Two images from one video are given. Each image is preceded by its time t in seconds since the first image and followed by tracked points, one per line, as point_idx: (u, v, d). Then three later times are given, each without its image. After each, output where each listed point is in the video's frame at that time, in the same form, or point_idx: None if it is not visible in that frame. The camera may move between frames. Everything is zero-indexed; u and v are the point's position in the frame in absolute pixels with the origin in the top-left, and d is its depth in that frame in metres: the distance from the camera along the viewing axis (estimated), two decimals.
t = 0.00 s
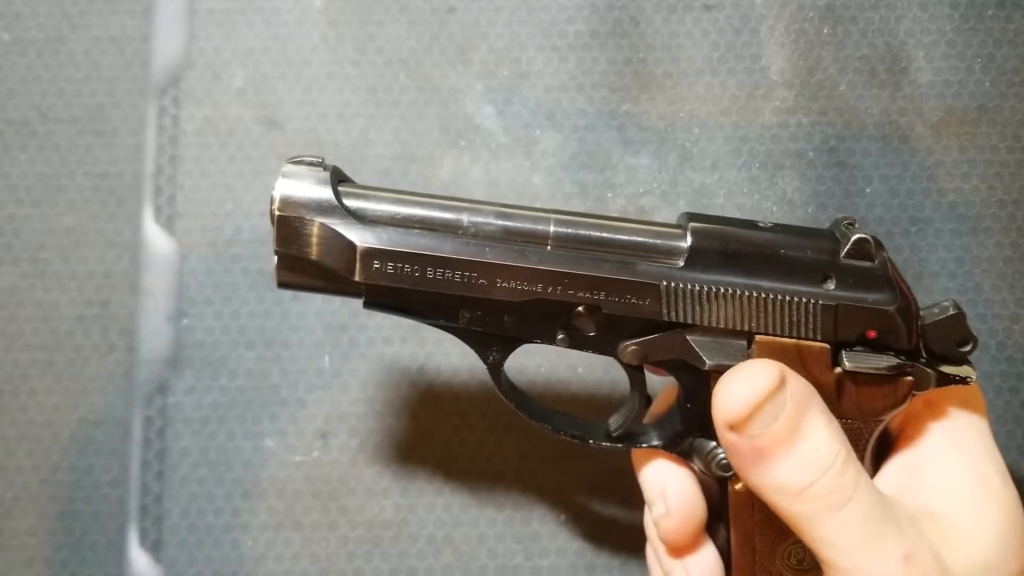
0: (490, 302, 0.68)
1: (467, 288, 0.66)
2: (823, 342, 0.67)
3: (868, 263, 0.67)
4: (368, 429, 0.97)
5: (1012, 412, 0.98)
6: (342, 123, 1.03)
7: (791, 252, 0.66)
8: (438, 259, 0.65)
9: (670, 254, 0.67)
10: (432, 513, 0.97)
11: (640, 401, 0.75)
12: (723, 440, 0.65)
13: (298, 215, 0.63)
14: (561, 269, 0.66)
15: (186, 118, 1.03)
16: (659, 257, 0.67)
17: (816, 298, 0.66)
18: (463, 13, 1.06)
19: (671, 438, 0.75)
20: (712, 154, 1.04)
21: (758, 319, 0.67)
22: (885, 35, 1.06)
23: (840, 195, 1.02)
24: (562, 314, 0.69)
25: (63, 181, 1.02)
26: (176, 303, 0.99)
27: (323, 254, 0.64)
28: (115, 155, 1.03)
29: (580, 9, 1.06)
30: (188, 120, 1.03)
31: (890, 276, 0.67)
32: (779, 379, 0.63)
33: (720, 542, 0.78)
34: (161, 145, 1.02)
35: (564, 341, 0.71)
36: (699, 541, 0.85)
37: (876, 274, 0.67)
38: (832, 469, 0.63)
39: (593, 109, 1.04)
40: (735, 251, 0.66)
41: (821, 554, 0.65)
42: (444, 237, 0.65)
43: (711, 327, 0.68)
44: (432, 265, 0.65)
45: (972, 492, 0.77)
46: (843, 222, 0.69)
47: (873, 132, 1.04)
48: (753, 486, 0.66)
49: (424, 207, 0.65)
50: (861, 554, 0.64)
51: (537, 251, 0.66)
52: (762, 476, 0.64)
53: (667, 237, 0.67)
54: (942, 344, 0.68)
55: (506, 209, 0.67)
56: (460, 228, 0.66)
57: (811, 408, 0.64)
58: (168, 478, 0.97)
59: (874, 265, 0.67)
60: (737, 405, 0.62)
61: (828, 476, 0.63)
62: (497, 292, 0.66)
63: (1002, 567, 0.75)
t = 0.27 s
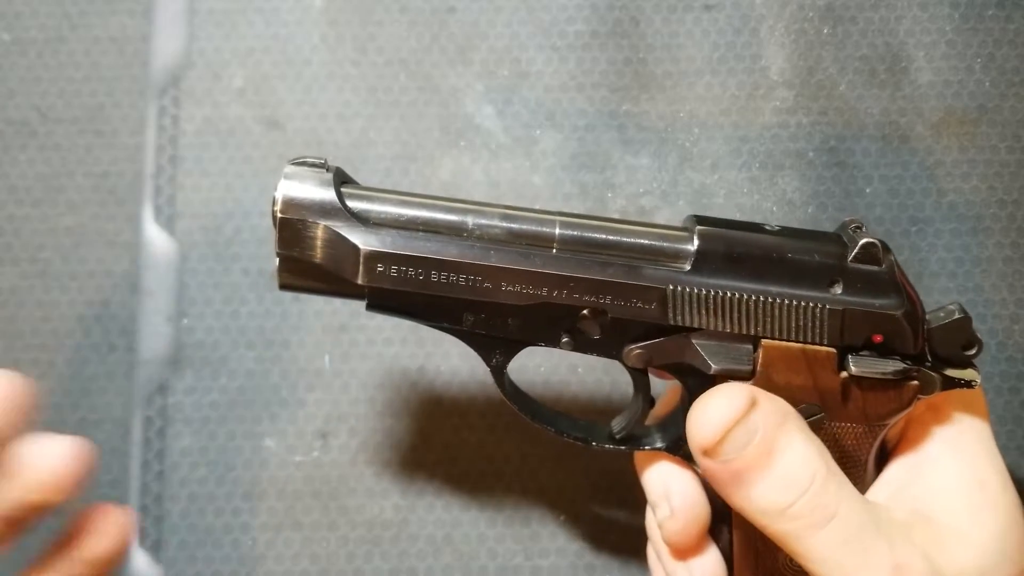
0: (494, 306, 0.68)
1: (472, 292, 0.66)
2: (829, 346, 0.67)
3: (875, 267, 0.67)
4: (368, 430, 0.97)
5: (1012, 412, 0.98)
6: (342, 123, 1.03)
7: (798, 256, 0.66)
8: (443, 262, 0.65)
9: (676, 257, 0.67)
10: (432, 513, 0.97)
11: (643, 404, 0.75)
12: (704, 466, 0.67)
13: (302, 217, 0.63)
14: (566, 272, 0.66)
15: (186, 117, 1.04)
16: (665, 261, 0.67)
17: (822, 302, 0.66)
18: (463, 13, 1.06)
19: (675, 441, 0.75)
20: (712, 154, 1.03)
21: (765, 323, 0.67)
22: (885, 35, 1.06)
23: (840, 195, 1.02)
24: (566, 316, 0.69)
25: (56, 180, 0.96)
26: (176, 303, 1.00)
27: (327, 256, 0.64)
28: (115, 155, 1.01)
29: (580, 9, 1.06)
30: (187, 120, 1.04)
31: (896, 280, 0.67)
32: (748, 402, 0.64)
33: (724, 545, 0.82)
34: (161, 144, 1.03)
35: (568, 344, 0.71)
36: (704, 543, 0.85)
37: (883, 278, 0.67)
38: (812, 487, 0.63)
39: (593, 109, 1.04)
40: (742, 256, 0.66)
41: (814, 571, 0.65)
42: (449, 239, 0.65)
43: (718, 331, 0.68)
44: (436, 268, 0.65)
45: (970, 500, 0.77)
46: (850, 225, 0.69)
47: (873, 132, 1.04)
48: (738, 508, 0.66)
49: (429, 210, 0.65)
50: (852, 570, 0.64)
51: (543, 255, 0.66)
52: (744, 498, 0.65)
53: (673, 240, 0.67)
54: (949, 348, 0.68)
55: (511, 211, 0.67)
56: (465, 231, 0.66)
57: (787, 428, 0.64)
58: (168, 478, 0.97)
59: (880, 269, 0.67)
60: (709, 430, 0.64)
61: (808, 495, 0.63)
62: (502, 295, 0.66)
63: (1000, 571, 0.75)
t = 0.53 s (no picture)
0: (492, 307, 0.68)
1: (470, 294, 0.66)
2: (827, 347, 0.67)
3: (872, 267, 0.67)
4: (368, 430, 0.97)
5: (1012, 413, 0.98)
6: (342, 123, 1.03)
7: (795, 256, 0.66)
8: (440, 265, 0.65)
9: (674, 258, 0.67)
10: (432, 513, 0.97)
11: (642, 406, 0.75)
12: (710, 465, 0.67)
13: (299, 222, 0.63)
14: (564, 274, 0.66)
15: (186, 117, 1.03)
16: (662, 262, 0.67)
17: (819, 302, 0.66)
18: (463, 13, 1.06)
19: (674, 442, 0.75)
20: (712, 154, 1.03)
21: (762, 324, 0.67)
22: (885, 35, 1.06)
23: (840, 195, 1.02)
24: (564, 319, 0.69)
25: (62, 181, 1.00)
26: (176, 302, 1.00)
27: (324, 260, 0.64)
28: (115, 155, 1.02)
29: (580, 9, 1.06)
30: (187, 120, 1.03)
31: (894, 280, 0.67)
32: (756, 399, 0.64)
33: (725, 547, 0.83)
34: (161, 144, 1.03)
35: (567, 346, 0.71)
36: (705, 544, 0.86)
37: (880, 278, 0.67)
38: (820, 484, 0.63)
39: (593, 109, 1.04)
40: (739, 256, 0.66)
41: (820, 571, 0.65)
42: (446, 242, 0.65)
43: (716, 331, 0.68)
44: (434, 271, 0.65)
45: (971, 501, 0.77)
46: (847, 226, 0.69)
47: (873, 132, 1.04)
48: (744, 507, 0.66)
49: (426, 213, 0.65)
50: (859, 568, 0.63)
51: (540, 257, 0.66)
52: (751, 497, 0.65)
53: (670, 241, 0.67)
54: (947, 348, 0.68)
55: (508, 213, 0.67)
56: (462, 233, 0.66)
57: (794, 425, 0.64)
58: (168, 478, 0.97)
59: (877, 269, 0.67)
60: (718, 426, 0.64)
61: (816, 492, 0.63)
62: (500, 297, 0.66)
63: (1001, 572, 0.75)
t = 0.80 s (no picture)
0: (490, 305, 0.68)
1: (468, 292, 0.66)
2: (824, 344, 0.67)
3: (869, 264, 0.67)
4: (368, 430, 0.97)
5: (1012, 412, 0.98)
6: (342, 123, 1.03)
7: (792, 253, 0.66)
8: (438, 262, 0.65)
9: (671, 255, 0.67)
10: (432, 513, 0.97)
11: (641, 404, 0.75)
12: (712, 465, 0.66)
13: (297, 219, 0.63)
14: (561, 271, 0.66)
15: (186, 117, 1.03)
16: (659, 259, 0.67)
17: (816, 300, 0.66)
18: (463, 13, 1.06)
19: (672, 440, 0.75)
20: (712, 154, 1.03)
21: (759, 322, 0.67)
22: (885, 35, 1.06)
23: (840, 195, 1.02)
24: (562, 316, 0.69)
25: (62, 181, 1.02)
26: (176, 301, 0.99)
27: (322, 258, 0.64)
28: (114, 155, 1.02)
29: (580, 10, 1.06)
30: (187, 119, 1.03)
31: (891, 277, 0.67)
32: (759, 399, 0.64)
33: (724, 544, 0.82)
34: (161, 145, 1.02)
35: (565, 344, 0.71)
36: (704, 543, 0.86)
37: (877, 276, 0.67)
38: (823, 484, 0.63)
39: (593, 109, 1.04)
40: (736, 253, 0.66)
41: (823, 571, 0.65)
42: (444, 240, 0.65)
43: (714, 329, 0.68)
44: (431, 268, 0.65)
45: (971, 500, 0.77)
46: (844, 224, 0.69)
47: (873, 132, 1.04)
48: (747, 508, 0.66)
49: (424, 211, 0.66)
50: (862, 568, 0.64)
51: (537, 254, 0.66)
52: (755, 497, 0.64)
53: (667, 239, 0.67)
54: (945, 345, 0.68)
55: (506, 211, 0.67)
56: (460, 231, 0.66)
57: (796, 425, 0.64)
58: (168, 477, 0.97)
59: (875, 267, 0.67)
60: (721, 428, 0.63)
61: (820, 492, 0.63)
62: (497, 294, 0.66)
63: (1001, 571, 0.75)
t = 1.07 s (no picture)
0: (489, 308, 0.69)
1: (467, 295, 0.66)
2: (823, 346, 0.67)
3: (868, 266, 0.67)
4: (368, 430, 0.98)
5: (1012, 412, 0.98)
6: (342, 123, 1.03)
7: (790, 256, 0.66)
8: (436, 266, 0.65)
9: (670, 257, 0.67)
10: (432, 513, 0.97)
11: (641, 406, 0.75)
12: (712, 463, 0.67)
13: (297, 224, 0.64)
14: (559, 274, 0.66)
15: (186, 117, 1.03)
16: (658, 262, 0.67)
17: (815, 302, 0.66)
18: (463, 13, 1.06)
19: (673, 441, 0.75)
20: (712, 154, 1.03)
21: (758, 324, 0.67)
22: (885, 35, 1.06)
23: (840, 195, 1.02)
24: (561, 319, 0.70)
25: (63, 181, 1.02)
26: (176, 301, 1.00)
27: (321, 261, 0.64)
28: (115, 155, 1.03)
29: (580, 9, 1.06)
30: (188, 120, 1.03)
31: (890, 279, 0.67)
32: (758, 396, 0.64)
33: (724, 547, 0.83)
34: (161, 145, 1.02)
35: (564, 346, 0.72)
36: (705, 545, 0.86)
37: (876, 277, 0.67)
38: (824, 481, 0.63)
39: (593, 109, 1.04)
40: (735, 256, 0.66)
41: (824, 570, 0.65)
42: (443, 243, 0.66)
43: (713, 331, 0.68)
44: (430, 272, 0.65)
45: (972, 502, 0.77)
46: (842, 225, 0.69)
47: (873, 132, 1.04)
48: (747, 506, 0.66)
49: (423, 215, 0.66)
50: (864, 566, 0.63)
51: (536, 257, 0.66)
52: (755, 495, 0.65)
53: (665, 241, 0.67)
54: (945, 346, 0.68)
55: (504, 215, 0.68)
56: (459, 234, 0.66)
57: (796, 423, 0.65)
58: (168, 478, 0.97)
59: (874, 268, 0.67)
60: (720, 424, 0.64)
61: (820, 489, 0.63)
62: (496, 297, 0.66)
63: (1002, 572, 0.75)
